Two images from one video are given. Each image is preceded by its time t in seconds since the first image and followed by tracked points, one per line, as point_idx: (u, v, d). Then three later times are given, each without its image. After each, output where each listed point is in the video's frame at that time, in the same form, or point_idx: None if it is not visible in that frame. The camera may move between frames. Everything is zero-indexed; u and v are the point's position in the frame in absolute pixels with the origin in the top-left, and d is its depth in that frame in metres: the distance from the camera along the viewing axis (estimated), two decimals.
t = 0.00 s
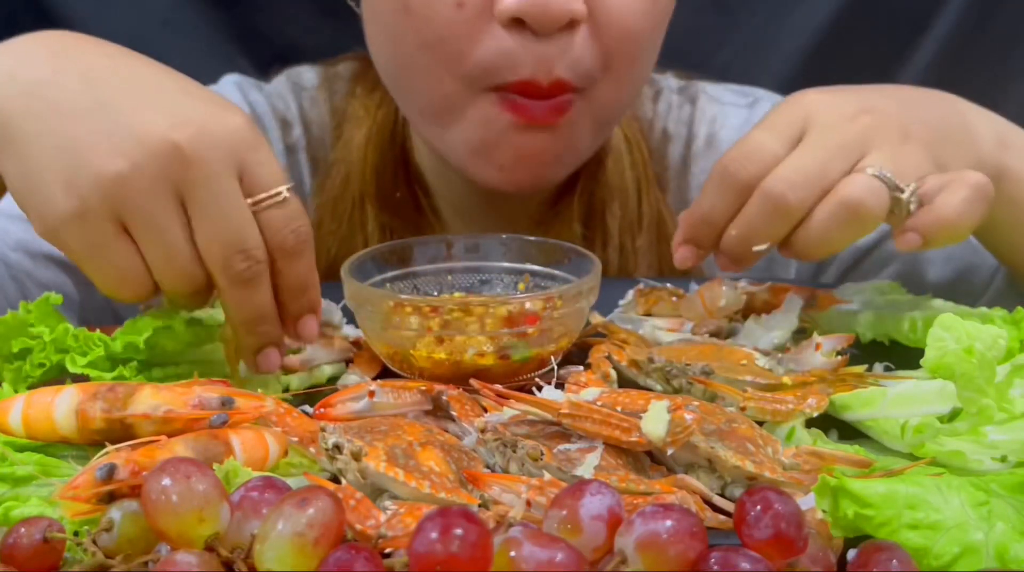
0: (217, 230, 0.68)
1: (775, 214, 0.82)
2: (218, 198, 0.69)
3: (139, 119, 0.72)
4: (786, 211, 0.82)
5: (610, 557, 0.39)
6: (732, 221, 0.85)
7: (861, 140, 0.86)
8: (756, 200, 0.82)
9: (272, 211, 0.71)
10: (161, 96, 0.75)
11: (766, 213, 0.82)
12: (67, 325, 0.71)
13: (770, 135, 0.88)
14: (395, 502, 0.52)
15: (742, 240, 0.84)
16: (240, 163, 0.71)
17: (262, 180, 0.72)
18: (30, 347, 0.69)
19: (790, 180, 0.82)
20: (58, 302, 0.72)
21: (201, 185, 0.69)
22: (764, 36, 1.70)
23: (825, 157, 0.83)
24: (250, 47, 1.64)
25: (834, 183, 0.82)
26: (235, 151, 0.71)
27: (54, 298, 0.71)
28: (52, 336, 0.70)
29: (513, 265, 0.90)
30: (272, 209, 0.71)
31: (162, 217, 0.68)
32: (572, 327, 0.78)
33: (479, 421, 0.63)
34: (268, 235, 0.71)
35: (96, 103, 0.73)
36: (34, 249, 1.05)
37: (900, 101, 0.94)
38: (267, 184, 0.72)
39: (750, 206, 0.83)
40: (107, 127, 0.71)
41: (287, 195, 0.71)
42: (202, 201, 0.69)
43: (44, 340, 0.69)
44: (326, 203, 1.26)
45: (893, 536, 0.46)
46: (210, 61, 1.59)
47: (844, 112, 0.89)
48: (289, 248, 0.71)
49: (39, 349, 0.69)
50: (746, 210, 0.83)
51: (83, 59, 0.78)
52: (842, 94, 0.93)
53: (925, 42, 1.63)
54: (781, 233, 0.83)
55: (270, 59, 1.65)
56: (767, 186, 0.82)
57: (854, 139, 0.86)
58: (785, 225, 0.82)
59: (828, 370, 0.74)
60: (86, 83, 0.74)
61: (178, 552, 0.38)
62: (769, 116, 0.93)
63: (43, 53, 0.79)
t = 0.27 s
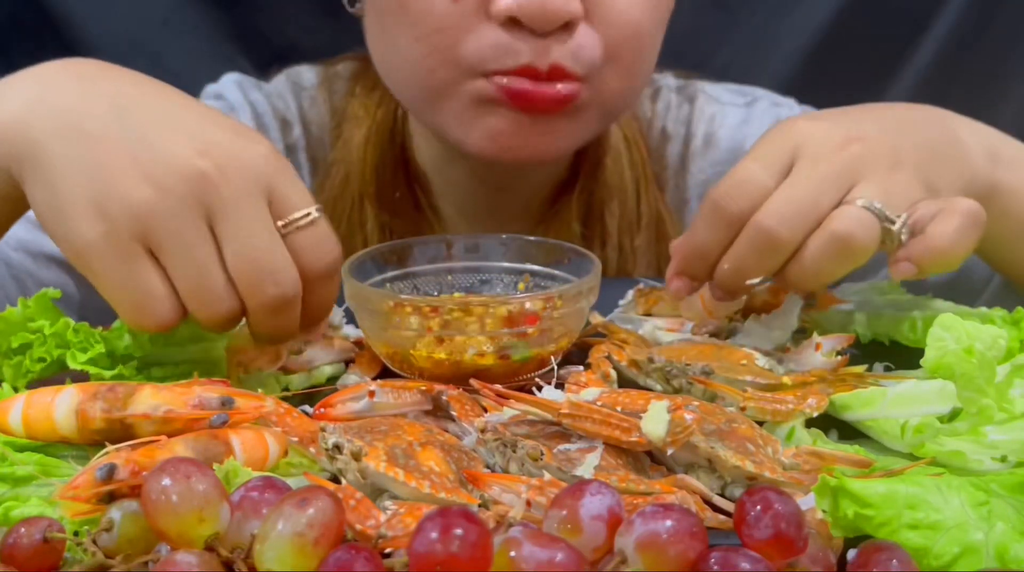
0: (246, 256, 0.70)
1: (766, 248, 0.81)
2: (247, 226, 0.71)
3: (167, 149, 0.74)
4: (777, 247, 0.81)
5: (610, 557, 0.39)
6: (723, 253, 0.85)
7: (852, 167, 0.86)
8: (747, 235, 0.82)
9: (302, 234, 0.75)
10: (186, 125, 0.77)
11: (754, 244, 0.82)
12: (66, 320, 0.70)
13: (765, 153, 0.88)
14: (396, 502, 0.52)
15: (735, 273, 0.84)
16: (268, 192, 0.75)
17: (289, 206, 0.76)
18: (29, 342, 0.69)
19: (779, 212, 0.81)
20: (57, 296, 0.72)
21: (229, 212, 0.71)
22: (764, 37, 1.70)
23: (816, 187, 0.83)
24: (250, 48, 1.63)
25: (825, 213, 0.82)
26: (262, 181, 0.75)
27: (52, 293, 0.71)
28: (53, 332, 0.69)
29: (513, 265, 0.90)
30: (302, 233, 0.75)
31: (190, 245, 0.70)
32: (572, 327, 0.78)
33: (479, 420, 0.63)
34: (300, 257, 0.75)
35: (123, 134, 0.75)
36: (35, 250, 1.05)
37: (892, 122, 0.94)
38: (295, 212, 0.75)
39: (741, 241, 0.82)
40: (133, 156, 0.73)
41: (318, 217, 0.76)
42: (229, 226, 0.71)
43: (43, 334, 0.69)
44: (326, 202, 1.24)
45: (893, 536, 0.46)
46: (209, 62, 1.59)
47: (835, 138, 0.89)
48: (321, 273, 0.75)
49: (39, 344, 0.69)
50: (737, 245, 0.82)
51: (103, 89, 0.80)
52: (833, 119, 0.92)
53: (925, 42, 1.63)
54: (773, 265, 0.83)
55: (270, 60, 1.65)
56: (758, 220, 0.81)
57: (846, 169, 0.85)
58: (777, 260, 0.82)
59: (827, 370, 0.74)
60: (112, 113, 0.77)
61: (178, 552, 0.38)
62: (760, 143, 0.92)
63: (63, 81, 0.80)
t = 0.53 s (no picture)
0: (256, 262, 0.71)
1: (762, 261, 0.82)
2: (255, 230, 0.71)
3: (169, 156, 0.74)
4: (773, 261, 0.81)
5: (610, 557, 0.39)
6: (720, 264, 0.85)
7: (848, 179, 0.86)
8: (742, 248, 0.82)
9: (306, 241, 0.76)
10: (184, 131, 0.77)
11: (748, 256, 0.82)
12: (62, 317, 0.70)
13: (760, 163, 0.88)
14: (396, 502, 0.52)
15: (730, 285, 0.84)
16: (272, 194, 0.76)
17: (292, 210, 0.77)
18: (26, 339, 0.69)
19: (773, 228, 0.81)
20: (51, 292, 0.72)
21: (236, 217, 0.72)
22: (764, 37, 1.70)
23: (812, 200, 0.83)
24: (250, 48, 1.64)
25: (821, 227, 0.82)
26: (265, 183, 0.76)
27: (47, 289, 0.71)
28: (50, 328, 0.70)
29: (513, 265, 0.90)
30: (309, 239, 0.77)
31: (198, 254, 0.70)
32: (572, 327, 0.78)
33: (480, 420, 0.63)
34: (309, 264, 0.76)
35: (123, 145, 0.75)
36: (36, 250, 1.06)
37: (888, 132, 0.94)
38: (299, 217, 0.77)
39: (736, 253, 0.83)
40: (137, 165, 0.73)
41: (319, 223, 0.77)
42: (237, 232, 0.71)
43: (40, 331, 0.70)
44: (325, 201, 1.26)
45: (893, 536, 0.46)
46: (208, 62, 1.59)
47: (830, 149, 0.89)
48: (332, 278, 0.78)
49: (36, 341, 0.70)
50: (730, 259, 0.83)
51: (95, 96, 0.79)
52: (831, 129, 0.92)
53: (925, 42, 1.63)
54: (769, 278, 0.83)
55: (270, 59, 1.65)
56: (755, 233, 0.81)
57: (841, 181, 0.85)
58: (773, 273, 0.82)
59: (827, 371, 0.74)
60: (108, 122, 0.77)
61: (178, 552, 0.38)
62: (755, 153, 0.92)
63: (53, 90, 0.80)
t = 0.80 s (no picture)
0: (202, 200, 0.64)
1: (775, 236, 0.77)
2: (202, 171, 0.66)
3: (134, 127, 0.72)
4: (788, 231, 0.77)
5: (610, 557, 0.39)
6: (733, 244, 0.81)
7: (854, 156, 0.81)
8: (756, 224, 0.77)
9: (275, 188, 0.68)
10: (155, 107, 0.76)
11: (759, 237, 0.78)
12: (61, 313, 0.70)
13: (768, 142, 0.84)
14: (396, 502, 0.52)
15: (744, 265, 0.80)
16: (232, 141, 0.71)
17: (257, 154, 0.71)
18: (27, 336, 0.69)
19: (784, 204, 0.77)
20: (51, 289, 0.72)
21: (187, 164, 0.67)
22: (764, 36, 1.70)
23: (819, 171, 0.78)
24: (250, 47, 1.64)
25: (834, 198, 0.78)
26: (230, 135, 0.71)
27: (47, 285, 0.71)
28: (49, 323, 0.69)
29: (513, 265, 0.90)
30: (275, 181, 0.68)
31: (146, 204, 0.65)
32: (572, 327, 0.78)
33: (480, 421, 0.63)
34: (275, 215, 0.67)
35: (91, 124, 0.74)
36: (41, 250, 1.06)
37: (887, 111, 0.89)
38: (266, 161, 0.70)
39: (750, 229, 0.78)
40: (101, 139, 0.71)
41: (291, 167, 0.69)
42: (185, 177, 0.66)
43: (41, 329, 0.69)
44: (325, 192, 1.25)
45: (893, 536, 0.46)
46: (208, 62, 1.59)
47: (833, 127, 0.84)
48: (301, 228, 0.67)
49: (36, 339, 0.69)
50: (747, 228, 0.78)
51: (74, 95, 0.80)
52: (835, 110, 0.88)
53: (925, 42, 1.63)
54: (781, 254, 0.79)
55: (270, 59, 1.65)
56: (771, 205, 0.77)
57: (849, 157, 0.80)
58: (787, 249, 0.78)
59: (827, 370, 0.74)
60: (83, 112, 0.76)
61: (179, 552, 0.38)
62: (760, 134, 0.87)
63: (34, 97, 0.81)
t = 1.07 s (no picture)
0: (186, 198, 0.63)
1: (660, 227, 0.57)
2: (186, 171, 0.66)
3: (132, 144, 0.73)
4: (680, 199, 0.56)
5: (610, 557, 0.39)
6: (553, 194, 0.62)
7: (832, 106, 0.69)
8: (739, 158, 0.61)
9: (266, 188, 0.67)
10: (151, 129, 0.76)
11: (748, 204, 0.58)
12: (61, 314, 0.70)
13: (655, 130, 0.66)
14: (396, 502, 0.52)
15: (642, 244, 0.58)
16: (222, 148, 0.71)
17: (250, 160, 0.71)
18: (27, 336, 0.69)
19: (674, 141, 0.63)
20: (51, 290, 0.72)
21: (174, 166, 0.67)
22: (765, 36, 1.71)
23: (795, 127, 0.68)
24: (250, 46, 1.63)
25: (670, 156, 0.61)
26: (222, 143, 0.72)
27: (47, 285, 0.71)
28: (49, 323, 0.69)
29: (512, 266, 0.89)
30: (264, 180, 0.67)
31: (133, 208, 0.65)
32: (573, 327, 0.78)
33: (480, 421, 0.63)
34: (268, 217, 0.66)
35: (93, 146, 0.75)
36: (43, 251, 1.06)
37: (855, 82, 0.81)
38: (258, 164, 0.69)
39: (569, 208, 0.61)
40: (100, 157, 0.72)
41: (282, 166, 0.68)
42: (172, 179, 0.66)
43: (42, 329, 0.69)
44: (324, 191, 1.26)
45: (893, 536, 0.46)
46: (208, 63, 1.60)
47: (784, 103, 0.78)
48: (293, 226, 0.66)
49: (37, 339, 0.69)
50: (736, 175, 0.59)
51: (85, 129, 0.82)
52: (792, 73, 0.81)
53: (925, 41, 1.63)
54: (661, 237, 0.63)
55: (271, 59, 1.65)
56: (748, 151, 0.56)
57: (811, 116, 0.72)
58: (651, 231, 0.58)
59: (828, 370, 0.74)
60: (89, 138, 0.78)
61: (178, 552, 0.38)
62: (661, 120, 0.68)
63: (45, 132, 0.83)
